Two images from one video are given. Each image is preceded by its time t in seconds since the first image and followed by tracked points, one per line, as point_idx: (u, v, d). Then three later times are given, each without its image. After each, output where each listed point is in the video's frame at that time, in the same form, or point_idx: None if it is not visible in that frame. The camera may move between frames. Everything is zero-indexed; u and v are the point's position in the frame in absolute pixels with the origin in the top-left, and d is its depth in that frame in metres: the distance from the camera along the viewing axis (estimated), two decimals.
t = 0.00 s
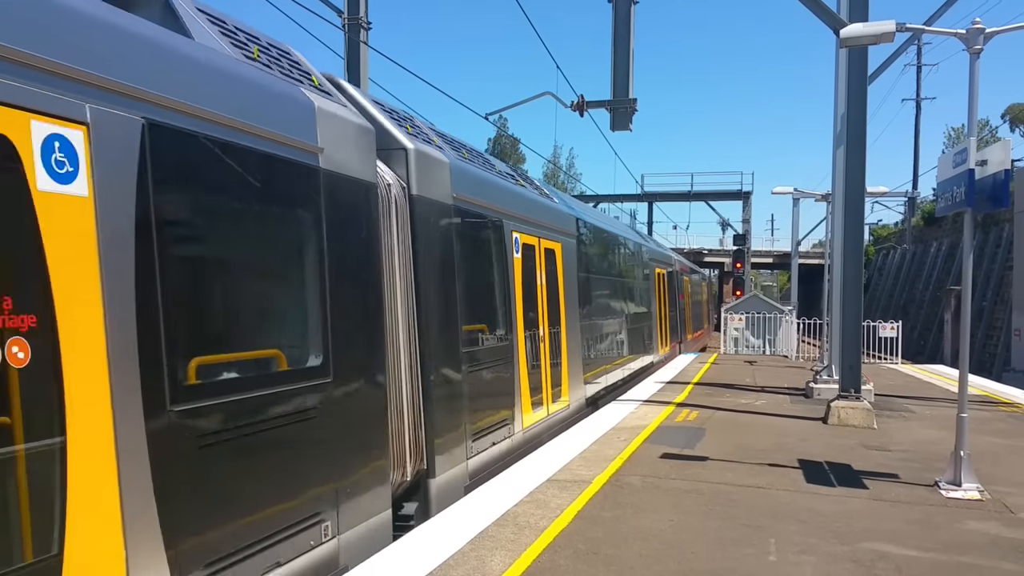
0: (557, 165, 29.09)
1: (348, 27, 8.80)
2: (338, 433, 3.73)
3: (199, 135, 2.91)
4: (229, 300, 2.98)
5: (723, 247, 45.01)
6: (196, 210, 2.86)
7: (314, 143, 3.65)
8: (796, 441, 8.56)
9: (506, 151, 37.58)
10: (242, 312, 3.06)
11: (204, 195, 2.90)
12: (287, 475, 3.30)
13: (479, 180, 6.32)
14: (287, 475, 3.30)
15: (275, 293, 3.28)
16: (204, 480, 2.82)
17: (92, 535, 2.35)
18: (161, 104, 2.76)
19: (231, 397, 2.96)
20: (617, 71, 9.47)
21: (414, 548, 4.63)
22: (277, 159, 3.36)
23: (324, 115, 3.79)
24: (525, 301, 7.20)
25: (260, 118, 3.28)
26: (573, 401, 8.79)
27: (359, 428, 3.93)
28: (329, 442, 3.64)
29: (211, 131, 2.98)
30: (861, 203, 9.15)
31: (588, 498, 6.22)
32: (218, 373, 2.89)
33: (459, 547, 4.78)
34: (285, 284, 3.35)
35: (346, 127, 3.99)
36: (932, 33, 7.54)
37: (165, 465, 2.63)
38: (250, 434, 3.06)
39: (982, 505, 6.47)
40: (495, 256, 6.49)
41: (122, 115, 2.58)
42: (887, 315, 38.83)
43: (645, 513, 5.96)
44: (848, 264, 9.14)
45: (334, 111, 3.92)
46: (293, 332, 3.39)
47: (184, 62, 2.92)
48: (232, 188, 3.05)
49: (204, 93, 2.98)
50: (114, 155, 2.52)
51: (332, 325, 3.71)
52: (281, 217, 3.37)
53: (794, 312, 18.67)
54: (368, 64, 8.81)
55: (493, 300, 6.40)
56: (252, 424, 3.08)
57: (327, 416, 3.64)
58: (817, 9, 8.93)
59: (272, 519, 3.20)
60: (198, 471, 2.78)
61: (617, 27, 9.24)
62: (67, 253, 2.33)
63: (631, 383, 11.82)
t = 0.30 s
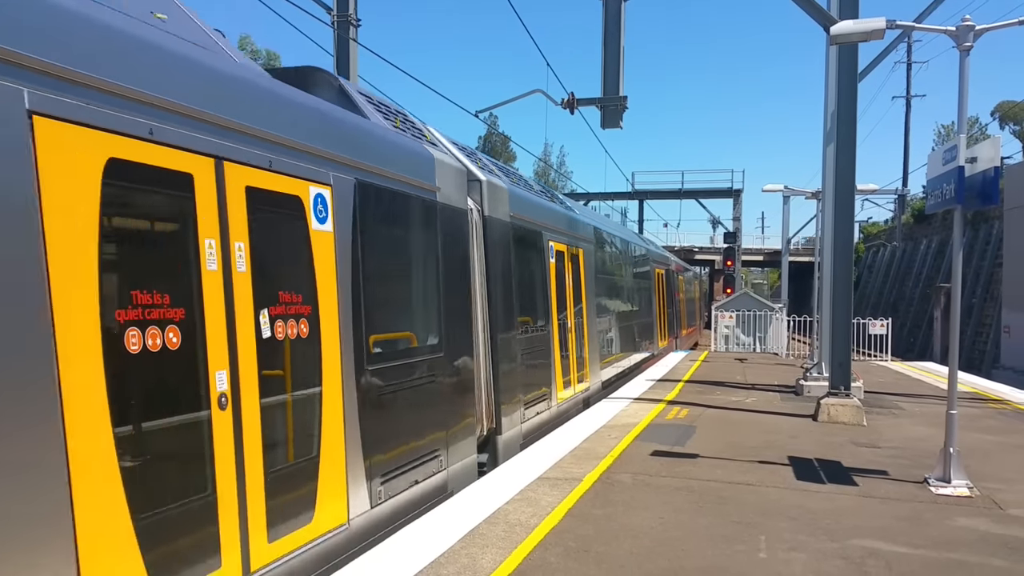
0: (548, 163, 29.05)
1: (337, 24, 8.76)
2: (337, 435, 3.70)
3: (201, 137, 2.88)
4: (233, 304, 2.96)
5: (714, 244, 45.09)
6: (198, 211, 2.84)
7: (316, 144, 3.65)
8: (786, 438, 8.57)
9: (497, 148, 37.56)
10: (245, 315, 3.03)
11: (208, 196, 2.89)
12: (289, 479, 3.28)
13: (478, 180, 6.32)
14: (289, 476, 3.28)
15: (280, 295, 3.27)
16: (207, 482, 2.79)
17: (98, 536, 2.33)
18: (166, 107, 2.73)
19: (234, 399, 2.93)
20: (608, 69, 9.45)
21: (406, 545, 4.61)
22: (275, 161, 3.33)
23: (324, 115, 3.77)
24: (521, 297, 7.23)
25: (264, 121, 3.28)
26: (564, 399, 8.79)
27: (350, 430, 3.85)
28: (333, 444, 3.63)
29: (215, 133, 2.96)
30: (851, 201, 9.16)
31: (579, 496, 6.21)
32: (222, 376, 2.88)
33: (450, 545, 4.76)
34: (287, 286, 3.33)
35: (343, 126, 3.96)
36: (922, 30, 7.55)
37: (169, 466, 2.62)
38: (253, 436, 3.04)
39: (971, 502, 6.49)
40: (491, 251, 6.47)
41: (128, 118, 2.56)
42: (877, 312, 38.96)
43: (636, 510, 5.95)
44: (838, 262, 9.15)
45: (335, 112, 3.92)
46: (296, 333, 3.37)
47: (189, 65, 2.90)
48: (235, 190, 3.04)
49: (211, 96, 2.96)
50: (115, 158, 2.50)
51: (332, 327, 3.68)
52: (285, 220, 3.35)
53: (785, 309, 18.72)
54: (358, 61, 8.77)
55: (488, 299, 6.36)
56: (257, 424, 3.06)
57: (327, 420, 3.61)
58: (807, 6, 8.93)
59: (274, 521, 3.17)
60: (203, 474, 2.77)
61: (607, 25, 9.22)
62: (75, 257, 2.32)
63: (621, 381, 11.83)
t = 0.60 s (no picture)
0: (539, 160, 28.95)
1: (328, 20, 8.71)
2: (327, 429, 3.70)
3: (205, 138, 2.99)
4: (219, 298, 2.96)
5: (705, 242, 45.06)
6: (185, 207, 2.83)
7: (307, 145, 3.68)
8: (778, 436, 8.57)
9: (489, 145, 37.48)
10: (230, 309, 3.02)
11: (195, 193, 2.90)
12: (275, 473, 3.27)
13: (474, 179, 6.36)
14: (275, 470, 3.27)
15: (268, 290, 3.29)
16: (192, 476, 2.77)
17: (79, 536, 2.31)
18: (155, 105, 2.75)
19: (219, 393, 2.93)
20: (600, 66, 9.42)
21: (396, 542, 4.59)
22: (273, 161, 3.41)
23: (320, 117, 3.86)
24: (511, 294, 7.24)
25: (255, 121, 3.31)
26: (555, 395, 8.78)
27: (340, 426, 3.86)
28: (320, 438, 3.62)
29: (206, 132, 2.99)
30: (842, 199, 9.16)
31: (570, 493, 6.20)
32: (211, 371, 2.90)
33: (440, 542, 4.75)
34: (275, 279, 3.33)
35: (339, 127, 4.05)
36: (913, 28, 7.54)
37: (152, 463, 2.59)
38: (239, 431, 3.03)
39: (961, 499, 6.50)
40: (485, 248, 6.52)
41: (115, 117, 2.58)
42: (868, 310, 39.04)
43: (627, 508, 5.94)
44: (829, 260, 9.15)
45: (326, 112, 3.95)
46: (284, 329, 3.38)
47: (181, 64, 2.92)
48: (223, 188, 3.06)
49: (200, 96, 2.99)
50: (93, 154, 2.47)
51: (410, 316, 4.82)
52: (272, 216, 3.36)
53: (777, 307, 18.72)
54: (350, 58, 8.73)
55: (481, 295, 6.37)
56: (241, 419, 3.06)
57: (312, 416, 3.61)
58: (799, 3, 8.92)
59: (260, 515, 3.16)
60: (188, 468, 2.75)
61: (599, 23, 9.20)
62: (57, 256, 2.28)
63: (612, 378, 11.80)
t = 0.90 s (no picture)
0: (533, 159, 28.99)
1: (321, 17, 8.69)
2: (322, 429, 3.64)
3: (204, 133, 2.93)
4: (217, 296, 2.89)
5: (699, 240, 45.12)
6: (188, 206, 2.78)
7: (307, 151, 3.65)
8: (770, 434, 8.57)
9: (482, 143, 37.54)
10: (233, 308, 2.96)
11: (197, 193, 2.84)
12: (275, 472, 3.23)
13: (472, 181, 6.34)
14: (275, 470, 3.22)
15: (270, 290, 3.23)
16: (195, 476, 2.73)
17: (75, 539, 2.23)
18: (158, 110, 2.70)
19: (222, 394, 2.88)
20: (594, 63, 9.41)
21: (389, 541, 4.56)
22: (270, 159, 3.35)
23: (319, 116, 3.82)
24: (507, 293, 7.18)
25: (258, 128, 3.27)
26: (548, 393, 8.76)
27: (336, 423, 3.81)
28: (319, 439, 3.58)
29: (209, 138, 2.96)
30: (835, 197, 9.16)
31: (563, 491, 6.19)
32: (212, 370, 2.84)
33: (434, 540, 4.73)
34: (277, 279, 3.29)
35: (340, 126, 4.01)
36: (906, 26, 7.54)
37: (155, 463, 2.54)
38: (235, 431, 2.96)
39: (954, 497, 6.50)
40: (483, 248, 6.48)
41: (115, 110, 2.51)
42: (862, 308, 39.11)
43: (620, 506, 5.93)
44: (822, 258, 9.15)
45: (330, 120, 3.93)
46: (283, 326, 3.33)
47: (190, 71, 2.88)
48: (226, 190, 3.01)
49: (201, 102, 2.93)
50: (85, 146, 2.39)
51: (480, 313, 6.30)
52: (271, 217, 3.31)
53: (770, 305, 18.75)
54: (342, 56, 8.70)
55: (479, 293, 6.31)
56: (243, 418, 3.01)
57: (312, 413, 3.56)
58: (792, 1, 8.91)
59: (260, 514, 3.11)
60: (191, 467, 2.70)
61: (592, 21, 9.18)
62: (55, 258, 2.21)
63: (606, 376, 11.80)
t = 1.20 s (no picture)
0: (530, 158, 29.05)
1: (317, 17, 8.68)
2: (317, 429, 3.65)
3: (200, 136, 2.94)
4: (210, 298, 2.89)
5: (695, 238, 45.15)
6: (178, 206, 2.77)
7: (301, 154, 3.65)
8: (767, 431, 8.58)
9: (479, 142, 37.61)
10: (223, 309, 2.96)
11: (190, 194, 2.85)
12: (269, 470, 3.24)
13: (467, 181, 6.32)
14: (269, 466, 3.24)
15: (262, 290, 3.24)
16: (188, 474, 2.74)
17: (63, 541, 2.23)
18: (152, 111, 2.70)
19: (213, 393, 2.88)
20: (590, 62, 9.41)
21: (385, 541, 4.56)
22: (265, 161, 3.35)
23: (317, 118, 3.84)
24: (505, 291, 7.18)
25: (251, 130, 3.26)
26: (546, 391, 8.75)
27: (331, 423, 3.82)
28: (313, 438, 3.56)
29: (203, 139, 2.96)
30: (831, 195, 9.17)
31: (560, 490, 6.19)
32: (203, 374, 2.84)
33: (431, 539, 4.73)
34: (270, 280, 3.30)
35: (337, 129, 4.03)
36: (900, 24, 7.55)
37: (148, 461, 2.55)
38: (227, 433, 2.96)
39: (950, 494, 6.51)
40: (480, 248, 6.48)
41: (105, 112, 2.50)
42: (857, 306, 39.19)
43: (618, 504, 5.93)
44: (818, 256, 9.16)
45: (327, 123, 3.93)
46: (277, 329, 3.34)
47: (183, 73, 2.88)
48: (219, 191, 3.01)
49: (194, 103, 2.92)
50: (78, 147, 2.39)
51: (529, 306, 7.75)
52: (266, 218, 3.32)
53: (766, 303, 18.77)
54: (339, 56, 8.69)
55: (474, 294, 6.30)
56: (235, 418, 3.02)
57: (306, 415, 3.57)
58: None
59: (254, 513, 3.13)
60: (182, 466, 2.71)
61: (588, 20, 9.18)
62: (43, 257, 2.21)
63: (603, 374, 11.81)
